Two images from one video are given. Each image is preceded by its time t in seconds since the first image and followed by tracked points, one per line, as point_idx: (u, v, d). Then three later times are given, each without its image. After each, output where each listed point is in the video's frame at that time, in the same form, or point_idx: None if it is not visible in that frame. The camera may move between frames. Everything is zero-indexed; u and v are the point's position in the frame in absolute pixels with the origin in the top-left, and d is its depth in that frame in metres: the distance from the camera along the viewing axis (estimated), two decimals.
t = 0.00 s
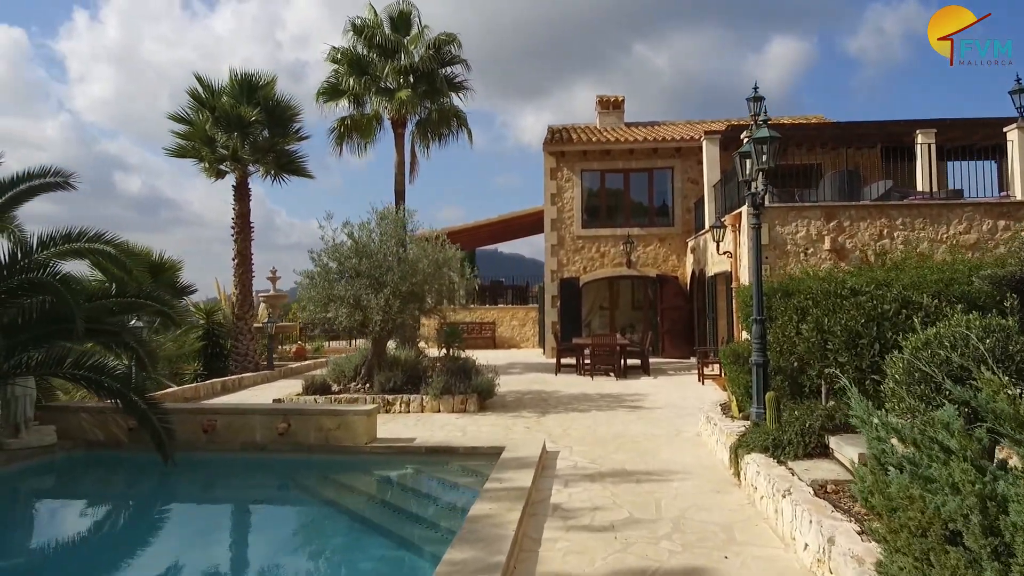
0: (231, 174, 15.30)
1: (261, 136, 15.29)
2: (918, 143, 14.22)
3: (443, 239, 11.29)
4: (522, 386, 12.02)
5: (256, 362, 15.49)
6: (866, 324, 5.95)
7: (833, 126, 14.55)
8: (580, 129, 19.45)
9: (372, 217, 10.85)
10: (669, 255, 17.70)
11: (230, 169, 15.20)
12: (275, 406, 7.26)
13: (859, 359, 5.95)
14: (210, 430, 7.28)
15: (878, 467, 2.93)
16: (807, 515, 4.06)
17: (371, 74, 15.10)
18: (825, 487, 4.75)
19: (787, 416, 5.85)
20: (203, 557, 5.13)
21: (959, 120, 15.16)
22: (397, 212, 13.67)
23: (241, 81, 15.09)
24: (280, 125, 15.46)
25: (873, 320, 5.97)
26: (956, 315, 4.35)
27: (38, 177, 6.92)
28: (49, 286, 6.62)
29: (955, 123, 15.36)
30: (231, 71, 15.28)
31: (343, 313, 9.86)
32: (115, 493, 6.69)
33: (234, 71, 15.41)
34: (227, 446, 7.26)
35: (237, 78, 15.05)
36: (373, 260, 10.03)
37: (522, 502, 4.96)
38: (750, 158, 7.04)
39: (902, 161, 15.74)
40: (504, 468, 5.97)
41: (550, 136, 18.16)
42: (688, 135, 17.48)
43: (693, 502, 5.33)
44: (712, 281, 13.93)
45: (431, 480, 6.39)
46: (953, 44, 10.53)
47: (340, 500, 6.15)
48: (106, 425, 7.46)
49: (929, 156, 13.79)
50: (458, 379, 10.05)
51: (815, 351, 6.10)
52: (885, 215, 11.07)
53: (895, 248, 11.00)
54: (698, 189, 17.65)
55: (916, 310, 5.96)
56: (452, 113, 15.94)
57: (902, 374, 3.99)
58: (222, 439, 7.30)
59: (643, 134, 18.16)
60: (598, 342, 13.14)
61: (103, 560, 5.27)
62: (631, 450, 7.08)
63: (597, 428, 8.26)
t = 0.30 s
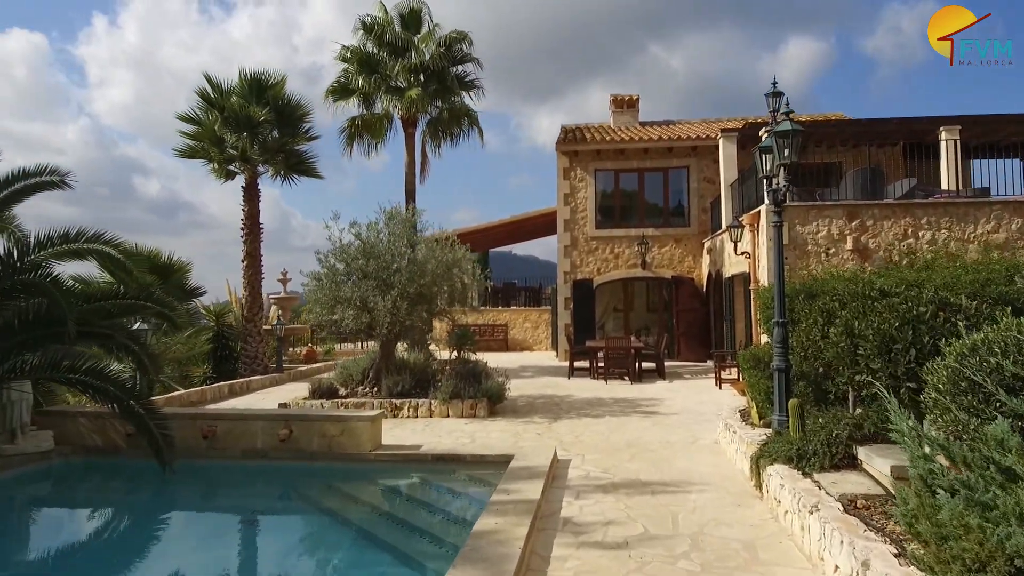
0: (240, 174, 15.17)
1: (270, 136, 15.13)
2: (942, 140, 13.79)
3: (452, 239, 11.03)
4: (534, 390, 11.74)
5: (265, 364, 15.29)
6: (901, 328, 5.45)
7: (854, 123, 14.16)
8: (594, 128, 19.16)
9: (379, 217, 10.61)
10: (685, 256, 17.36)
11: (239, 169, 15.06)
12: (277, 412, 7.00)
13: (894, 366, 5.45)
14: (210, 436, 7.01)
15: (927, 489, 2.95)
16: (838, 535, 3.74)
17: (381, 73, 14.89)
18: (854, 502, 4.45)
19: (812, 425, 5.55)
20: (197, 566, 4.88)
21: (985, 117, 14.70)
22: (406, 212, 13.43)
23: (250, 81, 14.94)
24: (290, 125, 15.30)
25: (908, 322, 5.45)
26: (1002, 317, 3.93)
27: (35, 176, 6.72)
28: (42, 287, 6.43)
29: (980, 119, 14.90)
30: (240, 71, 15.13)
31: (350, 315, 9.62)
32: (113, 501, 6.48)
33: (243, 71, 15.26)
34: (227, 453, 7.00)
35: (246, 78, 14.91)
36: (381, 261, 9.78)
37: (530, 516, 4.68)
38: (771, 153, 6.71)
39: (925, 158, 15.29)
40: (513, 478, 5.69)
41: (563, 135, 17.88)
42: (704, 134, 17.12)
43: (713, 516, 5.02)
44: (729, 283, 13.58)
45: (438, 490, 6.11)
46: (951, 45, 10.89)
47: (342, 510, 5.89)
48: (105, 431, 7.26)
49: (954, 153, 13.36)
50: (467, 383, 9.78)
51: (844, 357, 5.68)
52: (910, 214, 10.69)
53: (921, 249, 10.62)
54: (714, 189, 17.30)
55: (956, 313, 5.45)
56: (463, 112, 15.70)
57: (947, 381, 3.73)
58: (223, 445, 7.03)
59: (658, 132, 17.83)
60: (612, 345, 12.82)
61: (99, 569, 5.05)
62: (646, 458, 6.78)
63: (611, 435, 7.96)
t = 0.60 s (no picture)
0: (246, 176, 14.99)
1: (275, 138, 14.93)
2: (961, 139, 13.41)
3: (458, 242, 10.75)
4: (542, 397, 11.43)
5: (269, 369, 15.01)
6: (940, 335, 5.00)
7: (871, 123, 13.80)
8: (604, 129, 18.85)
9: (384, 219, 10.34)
10: (697, 260, 17.03)
11: (244, 171, 14.87)
12: (275, 421, 6.71)
13: (931, 378, 4.99)
14: (205, 446, 6.74)
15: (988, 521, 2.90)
16: (871, 561, 3.43)
17: (388, 73, 14.65)
18: (886, 524, 4.13)
19: (836, 438, 5.23)
20: None
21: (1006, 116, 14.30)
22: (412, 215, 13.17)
23: (255, 82, 14.75)
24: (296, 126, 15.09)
25: (946, 330, 5.01)
26: None
27: (23, 176, 6.47)
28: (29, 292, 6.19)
29: (1001, 119, 14.50)
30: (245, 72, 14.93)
31: (353, 319, 9.34)
32: (104, 513, 6.22)
33: (248, 72, 15.05)
34: (222, 464, 6.72)
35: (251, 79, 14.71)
36: (384, 264, 9.51)
37: (537, 535, 4.38)
38: (791, 150, 6.38)
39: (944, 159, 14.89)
40: (519, 493, 5.38)
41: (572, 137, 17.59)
42: (716, 134, 16.79)
43: (732, 536, 4.70)
44: (743, 287, 13.24)
45: (441, 504, 5.81)
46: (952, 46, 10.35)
47: (341, 524, 5.60)
48: (97, 440, 7.02)
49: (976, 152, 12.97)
50: (474, 390, 9.49)
51: (876, 366, 5.23)
52: (932, 215, 10.32)
53: (944, 252, 10.26)
54: (727, 191, 16.96)
55: (995, 317, 5.04)
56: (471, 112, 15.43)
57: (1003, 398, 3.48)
58: (218, 455, 6.77)
59: (669, 133, 17.52)
60: (623, 350, 12.50)
61: None
62: (659, 471, 6.46)
63: (622, 445, 7.64)
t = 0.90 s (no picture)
0: (245, 176, 14.74)
1: (275, 137, 14.68)
2: (976, 136, 13.06)
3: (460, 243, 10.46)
4: (546, 401, 11.13)
5: (269, 373, 14.73)
6: (978, 339, 4.54)
7: (885, 121, 13.46)
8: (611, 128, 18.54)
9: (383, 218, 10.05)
10: (705, 261, 16.70)
11: (244, 172, 14.64)
12: (266, 428, 6.41)
13: (970, 384, 4.55)
14: (192, 454, 6.46)
15: None
16: None
17: (389, 71, 14.38)
18: (916, 544, 3.81)
19: (858, 449, 4.92)
20: None
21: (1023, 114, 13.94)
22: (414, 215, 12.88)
23: (255, 80, 14.48)
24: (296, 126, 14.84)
25: (983, 331, 4.53)
26: None
27: None
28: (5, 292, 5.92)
29: (1018, 117, 14.14)
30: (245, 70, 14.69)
31: (350, 321, 9.04)
32: (86, 523, 5.94)
33: (248, 70, 14.80)
34: (210, 472, 6.44)
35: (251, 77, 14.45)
36: (383, 265, 9.22)
37: (539, 553, 4.07)
38: (807, 144, 6.06)
39: (959, 157, 14.53)
40: (520, 505, 5.07)
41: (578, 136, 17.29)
42: (725, 133, 16.48)
43: (748, 554, 4.38)
44: (753, 288, 12.90)
45: (438, 516, 5.51)
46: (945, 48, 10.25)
47: (333, 537, 5.30)
48: (81, 447, 6.74)
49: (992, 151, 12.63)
50: (476, 395, 9.19)
51: (907, 372, 4.85)
52: (950, 214, 9.98)
53: (962, 253, 9.92)
54: (736, 191, 16.64)
55: None
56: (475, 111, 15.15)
57: None
58: (207, 463, 6.48)
59: (677, 132, 17.20)
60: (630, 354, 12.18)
61: None
62: (668, 481, 6.14)
63: (629, 453, 7.32)
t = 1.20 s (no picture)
0: (245, 175, 14.48)
1: (275, 135, 14.42)
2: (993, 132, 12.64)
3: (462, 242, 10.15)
4: (551, 406, 10.81)
5: (268, 375, 14.44)
6: None
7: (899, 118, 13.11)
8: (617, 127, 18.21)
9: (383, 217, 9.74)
10: (713, 261, 16.35)
11: (243, 170, 14.37)
12: (257, 435, 6.11)
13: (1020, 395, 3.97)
14: (180, 462, 6.15)
15: None
16: None
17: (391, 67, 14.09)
18: (955, 567, 3.48)
19: (885, 462, 4.60)
20: None
21: None
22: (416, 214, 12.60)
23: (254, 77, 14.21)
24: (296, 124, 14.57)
25: None
26: None
27: None
28: None
29: None
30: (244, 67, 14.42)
31: (348, 323, 8.74)
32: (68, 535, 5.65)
33: (248, 67, 14.54)
34: (199, 481, 6.14)
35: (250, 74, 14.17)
36: (382, 265, 8.91)
37: None
38: (826, 136, 5.72)
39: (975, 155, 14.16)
40: (522, 520, 4.76)
41: (583, 134, 16.98)
42: (733, 131, 16.15)
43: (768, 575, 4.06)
44: (763, 289, 12.57)
45: (436, 530, 5.20)
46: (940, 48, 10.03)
47: (324, 552, 4.99)
48: (66, 454, 6.46)
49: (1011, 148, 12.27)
50: (479, 399, 8.88)
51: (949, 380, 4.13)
52: (970, 212, 9.62)
53: (982, 252, 9.58)
54: (745, 190, 16.31)
55: None
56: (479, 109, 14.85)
57: None
58: (196, 472, 6.18)
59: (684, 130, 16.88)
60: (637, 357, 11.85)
61: None
62: (680, 493, 5.82)
63: (638, 461, 7.00)
